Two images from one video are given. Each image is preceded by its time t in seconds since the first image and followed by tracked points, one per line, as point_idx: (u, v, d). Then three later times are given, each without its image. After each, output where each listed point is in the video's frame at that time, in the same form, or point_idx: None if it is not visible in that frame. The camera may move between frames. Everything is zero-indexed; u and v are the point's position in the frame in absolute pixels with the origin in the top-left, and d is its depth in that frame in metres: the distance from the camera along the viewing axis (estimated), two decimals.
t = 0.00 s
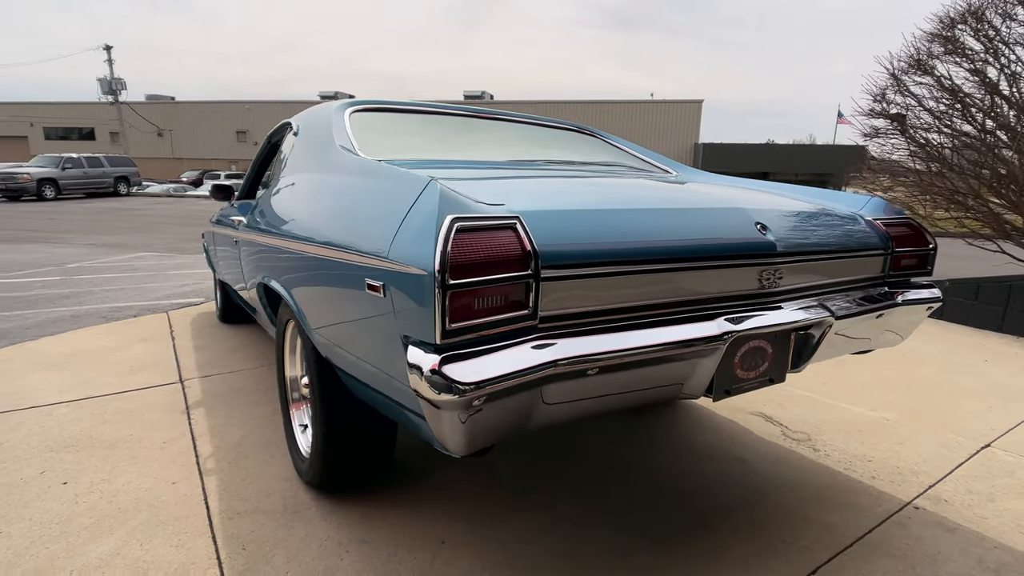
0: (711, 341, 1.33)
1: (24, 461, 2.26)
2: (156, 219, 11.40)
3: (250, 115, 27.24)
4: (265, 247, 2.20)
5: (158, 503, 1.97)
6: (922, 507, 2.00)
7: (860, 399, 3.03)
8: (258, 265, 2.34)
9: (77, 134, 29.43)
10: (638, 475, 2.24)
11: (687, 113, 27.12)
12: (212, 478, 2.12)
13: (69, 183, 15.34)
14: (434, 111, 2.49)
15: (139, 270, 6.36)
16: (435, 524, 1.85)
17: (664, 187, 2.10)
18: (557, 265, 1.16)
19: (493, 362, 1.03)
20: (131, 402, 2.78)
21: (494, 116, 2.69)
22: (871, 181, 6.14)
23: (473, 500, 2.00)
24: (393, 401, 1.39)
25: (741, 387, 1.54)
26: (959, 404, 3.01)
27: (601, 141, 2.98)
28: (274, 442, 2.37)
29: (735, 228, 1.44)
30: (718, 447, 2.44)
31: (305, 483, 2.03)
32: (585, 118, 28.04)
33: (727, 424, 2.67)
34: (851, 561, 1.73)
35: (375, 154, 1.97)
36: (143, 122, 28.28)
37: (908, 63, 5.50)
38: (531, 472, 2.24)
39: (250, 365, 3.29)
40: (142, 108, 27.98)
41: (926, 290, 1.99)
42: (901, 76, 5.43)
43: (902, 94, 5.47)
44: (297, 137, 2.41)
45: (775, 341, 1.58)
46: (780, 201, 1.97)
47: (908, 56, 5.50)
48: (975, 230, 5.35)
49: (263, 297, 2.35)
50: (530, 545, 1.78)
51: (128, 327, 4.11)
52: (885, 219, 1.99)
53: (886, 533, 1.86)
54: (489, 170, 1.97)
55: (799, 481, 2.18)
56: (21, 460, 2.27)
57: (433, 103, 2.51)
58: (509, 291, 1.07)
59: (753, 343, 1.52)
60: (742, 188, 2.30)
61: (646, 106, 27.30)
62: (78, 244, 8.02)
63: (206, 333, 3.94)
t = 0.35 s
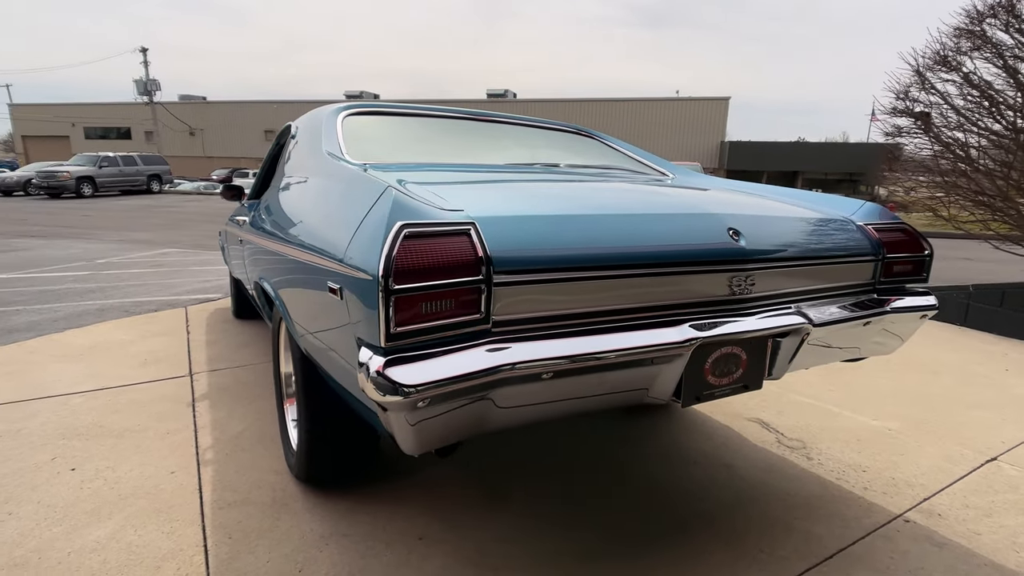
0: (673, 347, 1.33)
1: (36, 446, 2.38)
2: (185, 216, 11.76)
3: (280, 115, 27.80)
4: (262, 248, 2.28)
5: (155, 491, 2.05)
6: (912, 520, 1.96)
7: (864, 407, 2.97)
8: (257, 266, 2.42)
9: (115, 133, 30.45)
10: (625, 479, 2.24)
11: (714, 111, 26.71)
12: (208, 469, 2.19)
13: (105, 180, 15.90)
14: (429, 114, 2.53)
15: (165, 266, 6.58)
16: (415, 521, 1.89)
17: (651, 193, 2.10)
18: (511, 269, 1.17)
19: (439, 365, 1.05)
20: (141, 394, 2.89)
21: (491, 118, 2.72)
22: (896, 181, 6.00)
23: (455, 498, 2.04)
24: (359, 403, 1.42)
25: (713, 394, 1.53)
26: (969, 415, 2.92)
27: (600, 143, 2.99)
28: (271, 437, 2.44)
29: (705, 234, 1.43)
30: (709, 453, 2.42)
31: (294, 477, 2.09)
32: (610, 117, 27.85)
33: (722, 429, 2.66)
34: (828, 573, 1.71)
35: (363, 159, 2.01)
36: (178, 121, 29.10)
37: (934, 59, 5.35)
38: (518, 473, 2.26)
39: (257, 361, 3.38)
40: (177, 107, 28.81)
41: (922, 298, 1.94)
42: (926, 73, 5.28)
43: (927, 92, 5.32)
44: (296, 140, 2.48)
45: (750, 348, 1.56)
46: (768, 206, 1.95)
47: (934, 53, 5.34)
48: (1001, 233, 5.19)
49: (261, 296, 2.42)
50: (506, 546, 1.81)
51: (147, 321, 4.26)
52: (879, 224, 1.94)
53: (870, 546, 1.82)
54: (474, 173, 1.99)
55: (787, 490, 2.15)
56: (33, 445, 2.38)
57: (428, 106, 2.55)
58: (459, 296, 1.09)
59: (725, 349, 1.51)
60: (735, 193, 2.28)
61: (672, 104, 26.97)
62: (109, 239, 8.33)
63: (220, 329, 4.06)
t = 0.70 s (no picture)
0: (645, 349, 1.32)
1: (55, 430, 2.49)
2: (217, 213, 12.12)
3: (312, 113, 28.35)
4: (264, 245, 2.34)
5: (160, 476, 2.13)
6: (911, 532, 1.89)
7: (875, 415, 2.89)
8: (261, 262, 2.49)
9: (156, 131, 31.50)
10: (619, 481, 2.24)
11: (747, 108, 26.16)
12: (211, 458, 2.27)
13: (144, 177, 16.50)
14: (431, 114, 2.56)
15: (193, 260, 6.80)
16: (403, 515, 1.92)
17: (647, 194, 2.07)
18: (480, 269, 1.17)
19: (398, 362, 1.07)
20: (157, 384, 3.00)
21: (493, 117, 2.74)
22: (928, 179, 5.80)
23: (446, 494, 2.07)
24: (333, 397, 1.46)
25: (692, 397, 1.52)
26: (988, 424, 2.81)
27: (605, 142, 2.97)
28: (274, 428, 2.51)
29: (684, 235, 1.41)
30: (706, 457, 2.40)
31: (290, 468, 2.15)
32: (638, 114, 27.54)
33: (723, 434, 2.63)
34: None
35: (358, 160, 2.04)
36: (215, 120, 29.95)
37: (968, 54, 5.14)
38: (511, 471, 2.28)
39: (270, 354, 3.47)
40: (214, 106, 29.64)
41: (923, 303, 1.88)
42: (960, 68, 5.08)
43: (960, 87, 5.12)
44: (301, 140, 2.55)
45: (732, 352, 1.54)
46: (764, 208, 1.91)
47: (968, 47, 5.13)
48: None
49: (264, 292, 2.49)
50: (490, 542, 1.83)
51: (170, 313, 4.41)
52: (879, 227, 1.88)
53: (861, 557, 1.78)
54: (465, 173, 2.01)
55: (782, 496, 2.12)
56: (53, 429, 2.50)
57: (429, 106, 2.57)
58: (421, 295, 1.11)
59: (705, 352, 1.50)
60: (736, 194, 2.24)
61: (703, 101, 26.53)
62: (143, 234, 8.66)
63: (238, 322, 4.18)
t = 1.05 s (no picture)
0: (615, 357, 1.32)
1: (76, 419, 2.62)
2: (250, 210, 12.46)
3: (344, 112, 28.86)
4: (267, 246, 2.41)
5: (167, 466, 2.23)
6: (905, 547, 1.85)
7: (887, 424, 2.80)
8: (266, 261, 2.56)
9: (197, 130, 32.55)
10: (612, 486, 2.24)
11: (783, 105, 25.52)
12: (217, 450, 2.36)
13: (184, 175, 17.09)
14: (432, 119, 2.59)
15: (222, 257, 7.02)
16: (394, 512, 1.97)
17: (642, 199, 2.07)
18: (445, 276, 1.19)
19: (359, 365, 1.10)
20: (175, 377, 3.13)
21: (498, 120, 2.75)
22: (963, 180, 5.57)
23: (437, 493, 2.10)
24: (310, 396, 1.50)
25: (671, 405, 1.51)
26: (1007, 437, 2.70)
27: (612, 144, 2.96)
28: (279, 423, 2.59)
29: (660, 241, 1.40)
30: (703, 464, 2.37)
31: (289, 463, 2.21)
32: (670, 112, 27.16)
33: (725, 441, 2.60)
34: None
35: (355, 164, 2.09)
36: (252, 119, 30.78)
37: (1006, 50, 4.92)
38: (505, 472, 2.30)
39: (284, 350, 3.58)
40: (252, 106, 30.47)
41: (923, 313, 1.82)
42: (996, 65, 4.87)
43: (996, 85, 4.90)
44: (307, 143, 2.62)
45: (714, 359, 1.53)
46: (758, 214, 1.88)
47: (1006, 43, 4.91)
48: None
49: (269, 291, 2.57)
50: (475, 542, 1.86)
51: (195, 308, 4.58)
52: (878, 234, 1.83)
53: (850, 571, 1.75)
54: (459, 177, 2.03)
55: (776, 506, 2.09)
56: (74, 418, 2.63)
57: (432, 110, 2.61)
58: (385, 300, 1.14)
59: (685, 359, 1.49)
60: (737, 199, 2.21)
61: (737, 99, 26.00)
62: (179, 231, 8.98)
63: (258, 318, 4.31)
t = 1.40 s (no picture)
0: (583, 363, 1.33)
1: (94, 410, 2.75)
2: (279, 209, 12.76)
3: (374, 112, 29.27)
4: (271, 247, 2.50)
5: (174, 457, 2.32)
6: (896, 562, 1.81)
7: (894, 435, 2.74)
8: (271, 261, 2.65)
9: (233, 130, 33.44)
10: (603, 490, 2.25)
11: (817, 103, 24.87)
12: (222, 443, 2.45)
13: (218, 174, 17.60)
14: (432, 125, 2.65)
15: (248, 255, 7.22)
16: (383, 508, 2.02)
17: (631, 206, 2.08)
18: (414, 281, 1.23)
19: (323, 367, 1.15)
20: (190, 372, 3.25)
21: (500, 124, 2.79)
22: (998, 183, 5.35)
23: (428, 490, 2.14)
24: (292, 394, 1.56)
25: (645, 411, 1.52)
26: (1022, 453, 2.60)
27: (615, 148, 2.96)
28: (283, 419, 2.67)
29: (631, 250, 1.41)
30: (697, 470, 2.36)
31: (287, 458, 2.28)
32: (700, 110, 26.74)
33: (723, 447, 2.58)
34: None
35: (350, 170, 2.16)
36: (285, 119, 31.47)
37: None
38: (499, 471, 2.33)
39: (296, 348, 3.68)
40: (285, 107, 31.16)
41: (917, 323, 1.78)
42: None
43: None
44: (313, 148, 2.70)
45: (690, 367, 1.53)
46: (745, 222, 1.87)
47: None
48: None
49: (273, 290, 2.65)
50: (459, 540, 1.88)
51: (217, 305, 4.73)
52: (871, 241, 1.79)
53: None
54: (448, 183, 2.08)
55: (767, 516, 2.06)
56: (93, 409, 2.76)
57: (433, 115, 2.67)
58: (351, 305, 1.18)
59: (659, 366, 1.50)
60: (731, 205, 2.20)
61: (770, 97, 25.45)
62: (209, 229, 9.27)
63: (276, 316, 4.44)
